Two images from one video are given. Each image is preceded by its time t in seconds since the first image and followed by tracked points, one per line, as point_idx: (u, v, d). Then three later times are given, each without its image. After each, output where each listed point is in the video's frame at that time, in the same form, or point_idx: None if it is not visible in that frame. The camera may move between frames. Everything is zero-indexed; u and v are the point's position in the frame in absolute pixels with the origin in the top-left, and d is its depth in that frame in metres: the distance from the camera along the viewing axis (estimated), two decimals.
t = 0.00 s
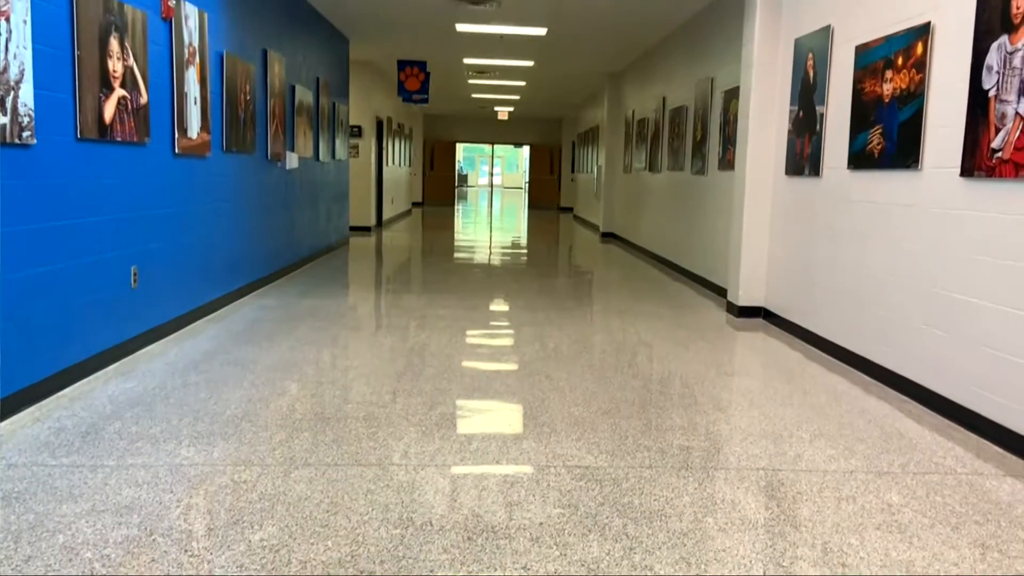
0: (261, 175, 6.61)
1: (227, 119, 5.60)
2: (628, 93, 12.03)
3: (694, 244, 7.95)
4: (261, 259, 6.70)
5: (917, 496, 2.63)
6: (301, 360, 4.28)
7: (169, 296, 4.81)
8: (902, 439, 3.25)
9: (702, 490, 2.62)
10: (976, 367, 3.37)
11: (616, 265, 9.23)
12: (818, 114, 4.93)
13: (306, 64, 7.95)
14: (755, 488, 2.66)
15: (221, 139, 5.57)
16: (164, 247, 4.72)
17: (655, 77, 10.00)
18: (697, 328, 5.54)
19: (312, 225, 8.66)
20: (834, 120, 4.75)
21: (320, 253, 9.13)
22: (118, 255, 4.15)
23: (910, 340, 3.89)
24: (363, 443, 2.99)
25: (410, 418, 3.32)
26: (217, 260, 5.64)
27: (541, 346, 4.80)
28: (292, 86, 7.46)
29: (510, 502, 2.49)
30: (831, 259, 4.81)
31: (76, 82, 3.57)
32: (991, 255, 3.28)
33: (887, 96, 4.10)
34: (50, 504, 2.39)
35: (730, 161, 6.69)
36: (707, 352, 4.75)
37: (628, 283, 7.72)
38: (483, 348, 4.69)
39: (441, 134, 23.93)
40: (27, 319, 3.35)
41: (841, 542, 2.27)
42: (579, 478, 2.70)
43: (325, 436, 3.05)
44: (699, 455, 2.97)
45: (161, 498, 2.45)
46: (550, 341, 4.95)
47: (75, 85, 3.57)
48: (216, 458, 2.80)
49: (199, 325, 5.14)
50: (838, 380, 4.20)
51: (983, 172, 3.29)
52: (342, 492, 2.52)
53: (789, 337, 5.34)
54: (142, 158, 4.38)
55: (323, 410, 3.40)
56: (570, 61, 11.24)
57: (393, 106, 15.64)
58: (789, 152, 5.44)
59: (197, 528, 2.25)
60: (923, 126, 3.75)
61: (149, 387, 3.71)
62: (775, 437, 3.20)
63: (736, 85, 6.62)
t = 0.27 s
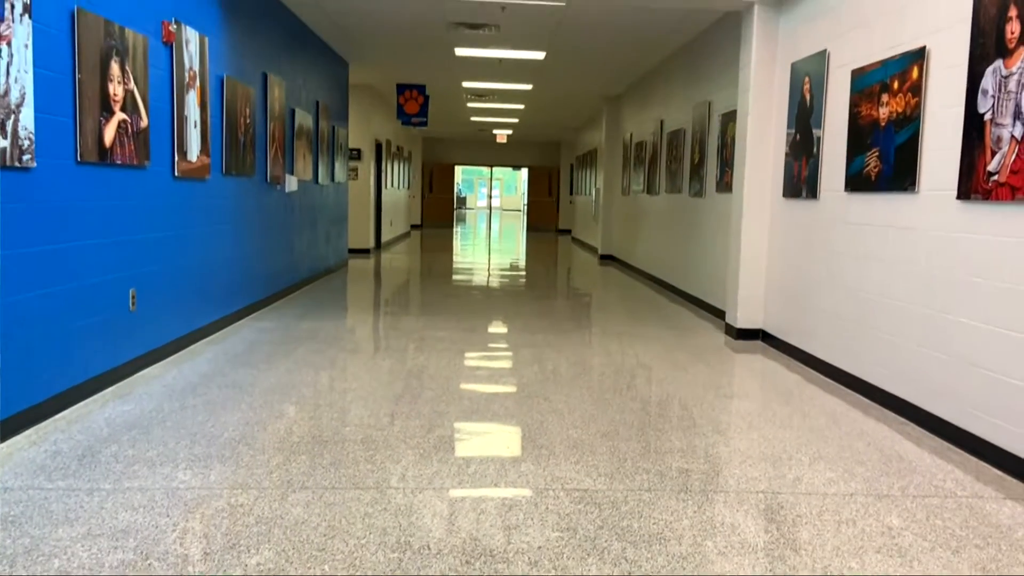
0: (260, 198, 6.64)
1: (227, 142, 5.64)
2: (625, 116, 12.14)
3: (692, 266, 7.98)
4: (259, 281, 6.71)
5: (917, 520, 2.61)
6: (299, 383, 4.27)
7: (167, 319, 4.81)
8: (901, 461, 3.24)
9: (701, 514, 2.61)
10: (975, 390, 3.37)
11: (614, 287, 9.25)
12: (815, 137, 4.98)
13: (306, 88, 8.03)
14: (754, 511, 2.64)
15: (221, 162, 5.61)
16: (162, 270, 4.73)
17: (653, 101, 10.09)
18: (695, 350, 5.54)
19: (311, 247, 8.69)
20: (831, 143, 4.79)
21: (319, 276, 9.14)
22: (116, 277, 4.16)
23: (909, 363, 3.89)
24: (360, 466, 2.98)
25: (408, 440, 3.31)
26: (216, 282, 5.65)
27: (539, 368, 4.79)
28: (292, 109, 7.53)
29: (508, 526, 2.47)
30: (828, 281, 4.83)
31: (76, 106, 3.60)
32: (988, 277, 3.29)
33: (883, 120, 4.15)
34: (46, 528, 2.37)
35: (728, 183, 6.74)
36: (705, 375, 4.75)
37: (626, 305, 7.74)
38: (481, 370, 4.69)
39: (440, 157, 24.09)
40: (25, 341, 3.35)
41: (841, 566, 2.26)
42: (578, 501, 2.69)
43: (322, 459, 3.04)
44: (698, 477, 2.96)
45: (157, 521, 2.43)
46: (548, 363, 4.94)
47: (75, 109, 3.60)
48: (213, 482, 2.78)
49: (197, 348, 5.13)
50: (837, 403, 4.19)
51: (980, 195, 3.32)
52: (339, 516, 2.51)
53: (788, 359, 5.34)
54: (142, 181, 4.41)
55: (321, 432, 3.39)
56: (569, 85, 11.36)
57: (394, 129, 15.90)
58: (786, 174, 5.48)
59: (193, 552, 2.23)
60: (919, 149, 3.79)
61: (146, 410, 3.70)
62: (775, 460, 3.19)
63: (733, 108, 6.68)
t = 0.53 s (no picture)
0: (259, 215, 6.66)
1: (226, 160, 5.67)
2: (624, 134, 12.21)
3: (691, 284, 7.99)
4: (258, 299, 6.71)
5: (918, 538, 2.60)
6: (298, 401, 4.25)
7: (165, 337, 4.80)
8: (902, 480, 3.23)
9: (701, 532, 2.59)
10: (974, 408, 3.37)
11: (613, 305, 9.25)
12: (813, 155, 5.01)
13: (306, 106, 8.08)
14: (754, 529, 2.63)
15: (221, 180, 5.64)
16: (161, 287, 4.73)
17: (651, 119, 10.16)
18: (694, 368, 5.53)
19: (310, 265, 8.70)
20: (829, 161, 4.82)
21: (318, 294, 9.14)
22: (115, 295, 4.16)
23: (909, 381, 3.89)
24: (358, 484, 2.97)
25: (406, 458, 3.29)
26: (215, 299, 5.64)
27: (538, 385, 4.78)
28: (292, 127, 7.59)
29: (507, 544, 2.46)
30: (828, 298, 4.83)
31: (76, 124, 3.62)
32: (987, 295, 3.30)
33: (881, 138, 4.18)
34: (42, 546, 2.36)
35: (727, 201, 6.76)
36: (705, 392, 4.74)
37: (626, 323, 7.73)
38: (480, 388, 4.68)
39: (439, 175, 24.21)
40: (24, 359, 3.35)
41: None
42: (577, 520, 2.67)
43: (321, 478, 3.03)
44: (698, 496, 2.95)
45: (154, 540, 2.42)
46: (547, 381, 4.93)
47: (75, 127, 3.62)
48: (210, 500, 2.77)
49: (194, 366, 5.12)
50: (836, 421, 4.18)
51: (978, 213, 3.33)
52: (338, 534, 2.50)
53: (787, 377, 5.33)
54: (142, 198, 4.42)
55: (320, 450, 3.38)
56: (568, 103, 11.44)
57: (394, 147, 16.05)
58: (784, 192, 5.51)
59: (189, 571, 2.22)
60: (917, 167, 3.82)
61: (144, 428, 3.69)
62: (775, 478, 3.18)
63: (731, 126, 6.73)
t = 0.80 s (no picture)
0: (259, 230, 6.68)
1: (226, 175, 5.69)
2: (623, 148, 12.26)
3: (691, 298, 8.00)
4: (257, 314, 6.71)
5: (919, 553, 2.59)
6: (297, 415, 4.25)
7: (164, 351, 4.80)
8: (902, 494, 3.23)
9: (702, 547, 2.58)
10: (975, 422, 3.36)
11: (612, 319, 9.26)
12: (812, 170, 5.04)
13: (306, 121, 8.14)
14: (755, 545, 2.62)
15: (221, 195, 5.66)
16: (160, 302, 4.73)
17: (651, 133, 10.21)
18: (693, 382, 5.53)
19: (309, 279, 8.71)
20: (827, 176, 4.85)
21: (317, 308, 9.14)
22: (114, 310, 4.17)
23: (908, 395, 3.89)
24: (357, 499, 2.95)
25: (406, 473, 3.29)
26: (214, 314, 5.65)
27: (537, 400, 4.77)
28: (292, 142, 7.63)
29: (506, 560, 2.45)
30: (827, 313, 4.84)
31: (77, 139, 3.64)
32: (986, 309, 3.31)
33: (880, 153, 4.20)
34: (39, 561, 2.35)
35: (726, 216, 6.78)
36: (704, 407, 4.73)
37: (625, 337, 7.73)
38: (479, 402, 4.67)
39: (439, 189, 24.29)
40: (23, 373, 3.34)
41: None
42: (576, 535, 2.66)
43: (319, 493, 3.02)
44: (698, 511, 2.94)
45: (151, 556, 2.41)
46: (547, 396, 4.92)
47: (76, 141, 3.64)
48: (209, 515, 2.76)
49: (193, 381, 5.12)
50: (837, 436, 4.18)
51: (977, 227, 3.35)
52: (336, 550, 2.49)
53: (787, 391, 5.33)
54: (142, 213, 4.44)
55: (318, 465, 3.37)
56: (568, 118, 11.50)
57: (394, 162, 16.15)
58: (783, 207, 5.54)
59: None
60: (915, 182, 3.84)
61: (142, 443, 3.67)
62: (775, 493, 3.17)
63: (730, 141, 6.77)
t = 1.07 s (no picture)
0: (258, 248, 6.70)
1: (227, 193, 5.71)
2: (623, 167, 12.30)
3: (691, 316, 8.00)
4: (256, 331, 6.72)
5: (920, 573, 2.58)
6: (295, 434, 4.23)
7: (162, 369, 4.79)
8: (903, 513, 3.21)
9: (702, 566, 2.57)
10: (975, 440, 3.35)
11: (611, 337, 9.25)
12: (811, 188, 5.07)
13: (307, 139, 8.18)
14: (755, 564, 2.61)
15: (221, 213, 5.68)
16: (160, 320, 4.73)
17: (650, 152, 10.26)
18: (693, 400, 5.51)
19: (309, 297, 8.72)
20: (825, 194, 4.88)
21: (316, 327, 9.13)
22: (114, 327, 4.17)
23: (908, 413, 3.88)
24: (356, 518, 2.94)
25: (404, 492, 3.27)
26: (213, 332, 5.65)
27: (536, 418, 4.76)
28: (292, 160, 7.67)
29: None
30: (827, 331, 4.85)
31: (78, 158, 3.67)
32: (985, 325, 3.31)
33: (878, 171, 4.23)
34: None
35: (725, 233, 6.81)
36: (704, 425, 4.72)
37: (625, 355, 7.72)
38: (478, 420, 4.66)
39: (439, 207, 24.38)
40: (21, 390, 3.34)
41: None
42: (575, 554, 2.65)
43: (317, 512, 3.00)
44: (698, 529, 2.92)
45: None
46: (547, 413, 4.91)
47: (77, 160, 3.67)
48: (206, 534, 2.74)
49: (191, 399, 5.10)
50: (837, 454, 4.16)
51: (975, 245, 3.36)
52: (334, 569, 2.47)
53: (787, 409, 5.32)
54: (141, 231, 4.45)
55: (316, 484, 3.35)
56: (567, 136, 11.57)
57: (394, 180, 16.23)
58: (782, 225, 5.56)
59: None
60: (913, 200, 3.85)
61: (140, 461, 3.66)
62: (776, 512, 3.16)
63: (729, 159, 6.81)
